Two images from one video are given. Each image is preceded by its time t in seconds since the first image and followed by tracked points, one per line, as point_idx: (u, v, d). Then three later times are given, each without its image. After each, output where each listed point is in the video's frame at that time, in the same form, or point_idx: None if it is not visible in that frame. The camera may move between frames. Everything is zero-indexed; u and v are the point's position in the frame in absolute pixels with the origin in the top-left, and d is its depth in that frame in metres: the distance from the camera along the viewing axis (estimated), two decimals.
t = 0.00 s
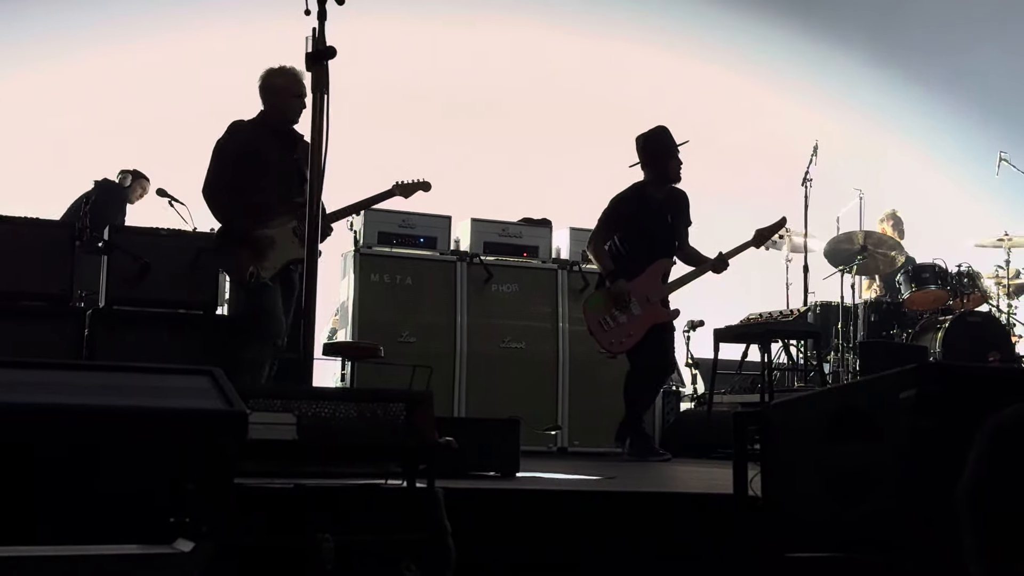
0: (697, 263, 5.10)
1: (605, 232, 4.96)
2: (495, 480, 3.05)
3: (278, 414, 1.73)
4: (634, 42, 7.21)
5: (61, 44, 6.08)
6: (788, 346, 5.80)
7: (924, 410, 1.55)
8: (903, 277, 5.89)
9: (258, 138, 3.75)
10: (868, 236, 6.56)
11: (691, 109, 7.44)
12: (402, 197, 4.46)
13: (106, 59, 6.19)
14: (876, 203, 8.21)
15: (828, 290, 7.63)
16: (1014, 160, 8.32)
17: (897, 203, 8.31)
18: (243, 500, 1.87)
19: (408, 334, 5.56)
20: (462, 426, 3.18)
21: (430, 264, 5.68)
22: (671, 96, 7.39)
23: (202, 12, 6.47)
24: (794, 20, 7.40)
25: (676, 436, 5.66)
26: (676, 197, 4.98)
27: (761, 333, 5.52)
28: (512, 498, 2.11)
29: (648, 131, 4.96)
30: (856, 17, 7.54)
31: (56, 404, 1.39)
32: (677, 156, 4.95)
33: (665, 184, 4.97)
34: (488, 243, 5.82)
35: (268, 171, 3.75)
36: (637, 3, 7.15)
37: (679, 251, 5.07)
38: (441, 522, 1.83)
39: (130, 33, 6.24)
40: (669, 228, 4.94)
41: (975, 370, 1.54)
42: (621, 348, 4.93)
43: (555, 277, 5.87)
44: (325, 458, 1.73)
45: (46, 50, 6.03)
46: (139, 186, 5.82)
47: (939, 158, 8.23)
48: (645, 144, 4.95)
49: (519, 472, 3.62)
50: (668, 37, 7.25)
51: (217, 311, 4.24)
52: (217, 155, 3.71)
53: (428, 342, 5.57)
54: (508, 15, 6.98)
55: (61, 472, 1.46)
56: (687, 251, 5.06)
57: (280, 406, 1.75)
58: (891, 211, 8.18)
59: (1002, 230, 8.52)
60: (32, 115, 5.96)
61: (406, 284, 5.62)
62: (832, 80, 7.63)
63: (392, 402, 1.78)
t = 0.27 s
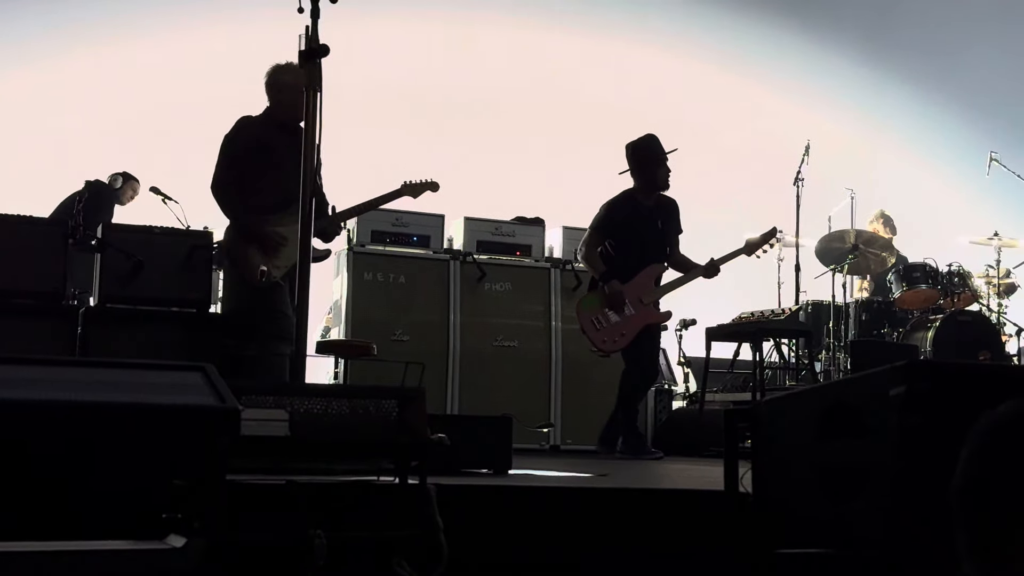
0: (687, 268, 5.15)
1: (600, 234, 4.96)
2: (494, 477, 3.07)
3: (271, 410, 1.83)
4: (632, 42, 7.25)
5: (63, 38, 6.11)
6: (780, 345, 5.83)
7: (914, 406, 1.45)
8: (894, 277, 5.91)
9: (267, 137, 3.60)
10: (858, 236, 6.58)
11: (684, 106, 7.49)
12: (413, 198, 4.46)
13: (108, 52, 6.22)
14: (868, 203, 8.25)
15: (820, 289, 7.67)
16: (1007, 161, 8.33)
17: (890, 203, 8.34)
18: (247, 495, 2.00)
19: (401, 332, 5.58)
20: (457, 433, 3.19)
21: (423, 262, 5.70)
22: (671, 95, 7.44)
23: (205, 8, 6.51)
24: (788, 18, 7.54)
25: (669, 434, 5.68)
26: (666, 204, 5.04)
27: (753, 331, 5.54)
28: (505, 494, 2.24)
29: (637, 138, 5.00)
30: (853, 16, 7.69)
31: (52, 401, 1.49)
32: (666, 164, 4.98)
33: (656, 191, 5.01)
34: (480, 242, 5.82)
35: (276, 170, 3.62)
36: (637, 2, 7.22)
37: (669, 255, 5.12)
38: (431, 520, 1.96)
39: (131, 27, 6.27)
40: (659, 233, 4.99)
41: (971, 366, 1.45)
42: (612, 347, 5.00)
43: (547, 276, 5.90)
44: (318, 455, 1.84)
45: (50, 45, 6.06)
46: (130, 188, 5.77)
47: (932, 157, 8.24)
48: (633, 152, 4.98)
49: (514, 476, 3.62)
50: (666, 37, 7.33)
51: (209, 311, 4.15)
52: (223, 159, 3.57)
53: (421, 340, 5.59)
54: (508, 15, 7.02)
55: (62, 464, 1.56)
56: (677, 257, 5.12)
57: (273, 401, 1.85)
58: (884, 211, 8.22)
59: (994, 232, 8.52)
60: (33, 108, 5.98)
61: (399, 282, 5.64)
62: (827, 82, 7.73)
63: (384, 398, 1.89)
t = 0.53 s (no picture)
0: (675, 268, 5.17)
1: (592, 232, 4.98)
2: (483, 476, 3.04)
3: (264, 409, 1.83)
4: (631, 42, 7.30)
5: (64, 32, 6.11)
6: (773, 344, 5.83)
7: (903, 402, 1.47)
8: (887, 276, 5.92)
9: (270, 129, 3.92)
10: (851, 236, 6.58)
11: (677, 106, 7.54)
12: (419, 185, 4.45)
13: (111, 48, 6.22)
14: (860, 202, 8.31)
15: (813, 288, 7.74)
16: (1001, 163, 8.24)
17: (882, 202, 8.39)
18: (246, 495, 2.03)
19: (395, 331, 5.58)
20: (452, 430, 3.20)
21: (417, 262, 5.70)
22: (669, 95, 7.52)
23: (204, 7, 6.47)
24: (785, 18, 7.56)
25: (662, 433, 5.69)
26: (655, 204, 5.08)
27: (746, 330, 5.55)
28: (503, 494, 2.27)
29: (627, 140, 5.05)
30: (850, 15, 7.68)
31: (50, 402, 1.48)
32: (655, 163, 5.02)
33: (645, 189, 5.04)
34: (474, 241, 5.82)
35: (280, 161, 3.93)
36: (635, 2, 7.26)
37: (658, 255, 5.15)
38: (423, 519, 1.93)
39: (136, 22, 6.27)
40: (650, 230, 5.01)
41: (959, 365, 1.47)
42: (607, 344, 4.97)
43: (541, 275, 5.91)
44: (312, 455, 1.82)
45: (50, 41, 6.08)
46: (107, 179, 5.80)
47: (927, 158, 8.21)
48: (625, 151, 5.02)
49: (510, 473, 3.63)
50: (664, 36, 7.35)
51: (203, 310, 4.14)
52: (232, 146, 3.92)
53: (415, 339, 5.60)
54: (507, 16, 7.06)
55: (61, 464, 1.62)
56: (666, 256, 5.15)
57: (266, 401, 1.84)
58: (875, 211, 8.27)
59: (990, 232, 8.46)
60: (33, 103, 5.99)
61: (394, 281, 5.65)
62: (824, 81, 7.75)
63: (378, 397, 1.87)
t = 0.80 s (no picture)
0: (662, 270, 5.17)
1: (582, 231, 4.96)
2: (476, 471, 3.03)
3: (253, 404, 1.83)
4: (630, 42, 7.43)
5: (63, 25, 6.25)
6: (765, 343, 5.85)
7: (892, 400, 1.62)
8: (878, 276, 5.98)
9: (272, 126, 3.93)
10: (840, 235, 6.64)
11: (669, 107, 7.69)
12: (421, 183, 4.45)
13: (111, 45, 6.39)
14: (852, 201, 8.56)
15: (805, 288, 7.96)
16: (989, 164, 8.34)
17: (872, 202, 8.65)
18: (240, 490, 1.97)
19: (387, 329, 5.59)
20: (459, 434, 3.19)
21: (409, 259, 5.69)
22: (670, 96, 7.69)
23: (195, 6, 6.60)
24: (785, 20, 7.65)
25: (653, 432, 5.70)
26: (642, 206, 5.07)
27: (738, 329, 5.56)
28: (499, 490, 2.19)
29: (614, 142, 5.03)
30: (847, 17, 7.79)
31: (50, 398, 1.44)
32: (644, 165, 5.01)
33: (633, 191, 5.03)
34: (467, 239, 5.81)
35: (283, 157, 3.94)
36: (633, 3, 7.36)
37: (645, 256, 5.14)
38: (416, 516, 1.96)
39: (137, 18, 6.43)
40: (638, 232, 5.00)
41: (940, 365, 1.63)
42: (598, 342, 4.96)
43: (534, 273, 5.92)
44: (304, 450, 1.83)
45: (51, 37, 6.23)
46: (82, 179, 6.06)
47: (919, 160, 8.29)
48: (613, 153, 5.01)
49: (510, 478, 3.62)
50: (659, 37, 7.46)
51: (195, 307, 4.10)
52: (234, 143, 3.92)
53: (409, 337, 5.61)
54: (506, 15, 7.20)
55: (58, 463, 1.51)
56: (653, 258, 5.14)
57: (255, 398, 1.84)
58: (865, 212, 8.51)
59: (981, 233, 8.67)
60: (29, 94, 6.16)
61: (386, 280, 5.64)
62: (823, 82, 7.83)
63: (368, 393, 1.88)
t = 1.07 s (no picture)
0: (646, 275, 5.17)
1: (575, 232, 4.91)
2: (463, 471, 2.96)
3: (245, 404, 1.79)
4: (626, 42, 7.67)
5: (62, 24, 6.37)
6: (756, 342, 5.88)
7: (881, 400, 1.66)
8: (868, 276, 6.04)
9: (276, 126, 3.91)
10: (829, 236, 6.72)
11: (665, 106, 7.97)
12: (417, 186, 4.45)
13: (110, 44, 6.49)
14: (843, 201, 8.88)
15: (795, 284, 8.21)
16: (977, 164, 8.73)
17: (863, 202, 8.96)
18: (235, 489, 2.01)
19: (380, 329, 5.59)
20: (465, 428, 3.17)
21: (402, 258, 5.71)
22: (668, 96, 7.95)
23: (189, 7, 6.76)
24: (779, 19, 7.94)
25: (644, 431, 5.71)
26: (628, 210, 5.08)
27: (728, 328, 5.58)
28: (491, 490, 2.26)
29: (600, 145, 5.04)
30: (839, 16, 8.05)
31: (46, 397, 1.45)
32: (631, 167, 5.03)
33: (620, 194, 5.03)
34: (460, 238, 5.85)
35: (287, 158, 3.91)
36: (630, 4, 7.65)
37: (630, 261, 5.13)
38: (409, 517, 1.93)
39: (134, 18, 6.52)
40: (627, 234, 5.01)
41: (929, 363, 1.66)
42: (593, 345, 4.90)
43: (527, 274, 5.95)
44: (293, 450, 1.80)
45: (52, 37, 6.35)
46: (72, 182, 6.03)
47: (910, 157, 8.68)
48: (602, 156, 5.01)
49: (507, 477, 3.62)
50: (655, 37, 7.73)
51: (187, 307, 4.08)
52: (237, 142, 3.89)
53: (401, 337, 5.60)
54: (505, 16, 7.41)
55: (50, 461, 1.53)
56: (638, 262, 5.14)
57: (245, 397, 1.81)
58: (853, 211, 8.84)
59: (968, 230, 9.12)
60: (27, 93, 6.29)
61: (379, 279, 5.65)
62: (813, 82, 8.15)
63: (358, 393, 1.84)
